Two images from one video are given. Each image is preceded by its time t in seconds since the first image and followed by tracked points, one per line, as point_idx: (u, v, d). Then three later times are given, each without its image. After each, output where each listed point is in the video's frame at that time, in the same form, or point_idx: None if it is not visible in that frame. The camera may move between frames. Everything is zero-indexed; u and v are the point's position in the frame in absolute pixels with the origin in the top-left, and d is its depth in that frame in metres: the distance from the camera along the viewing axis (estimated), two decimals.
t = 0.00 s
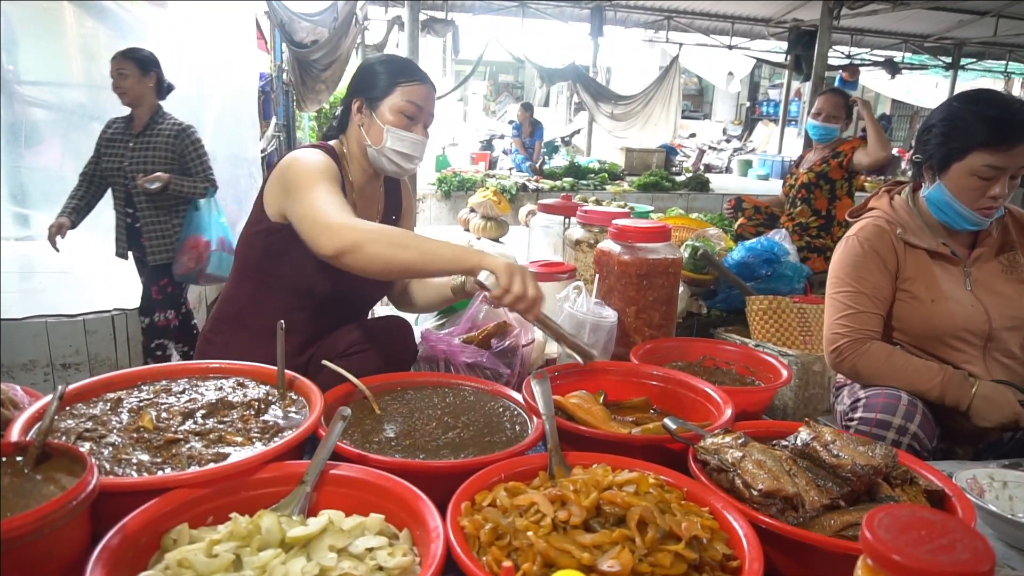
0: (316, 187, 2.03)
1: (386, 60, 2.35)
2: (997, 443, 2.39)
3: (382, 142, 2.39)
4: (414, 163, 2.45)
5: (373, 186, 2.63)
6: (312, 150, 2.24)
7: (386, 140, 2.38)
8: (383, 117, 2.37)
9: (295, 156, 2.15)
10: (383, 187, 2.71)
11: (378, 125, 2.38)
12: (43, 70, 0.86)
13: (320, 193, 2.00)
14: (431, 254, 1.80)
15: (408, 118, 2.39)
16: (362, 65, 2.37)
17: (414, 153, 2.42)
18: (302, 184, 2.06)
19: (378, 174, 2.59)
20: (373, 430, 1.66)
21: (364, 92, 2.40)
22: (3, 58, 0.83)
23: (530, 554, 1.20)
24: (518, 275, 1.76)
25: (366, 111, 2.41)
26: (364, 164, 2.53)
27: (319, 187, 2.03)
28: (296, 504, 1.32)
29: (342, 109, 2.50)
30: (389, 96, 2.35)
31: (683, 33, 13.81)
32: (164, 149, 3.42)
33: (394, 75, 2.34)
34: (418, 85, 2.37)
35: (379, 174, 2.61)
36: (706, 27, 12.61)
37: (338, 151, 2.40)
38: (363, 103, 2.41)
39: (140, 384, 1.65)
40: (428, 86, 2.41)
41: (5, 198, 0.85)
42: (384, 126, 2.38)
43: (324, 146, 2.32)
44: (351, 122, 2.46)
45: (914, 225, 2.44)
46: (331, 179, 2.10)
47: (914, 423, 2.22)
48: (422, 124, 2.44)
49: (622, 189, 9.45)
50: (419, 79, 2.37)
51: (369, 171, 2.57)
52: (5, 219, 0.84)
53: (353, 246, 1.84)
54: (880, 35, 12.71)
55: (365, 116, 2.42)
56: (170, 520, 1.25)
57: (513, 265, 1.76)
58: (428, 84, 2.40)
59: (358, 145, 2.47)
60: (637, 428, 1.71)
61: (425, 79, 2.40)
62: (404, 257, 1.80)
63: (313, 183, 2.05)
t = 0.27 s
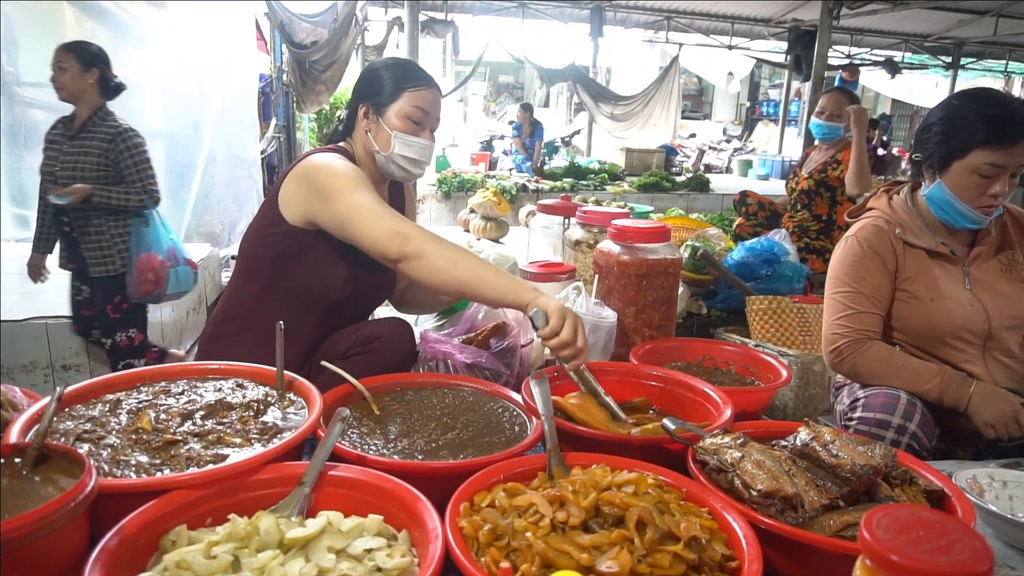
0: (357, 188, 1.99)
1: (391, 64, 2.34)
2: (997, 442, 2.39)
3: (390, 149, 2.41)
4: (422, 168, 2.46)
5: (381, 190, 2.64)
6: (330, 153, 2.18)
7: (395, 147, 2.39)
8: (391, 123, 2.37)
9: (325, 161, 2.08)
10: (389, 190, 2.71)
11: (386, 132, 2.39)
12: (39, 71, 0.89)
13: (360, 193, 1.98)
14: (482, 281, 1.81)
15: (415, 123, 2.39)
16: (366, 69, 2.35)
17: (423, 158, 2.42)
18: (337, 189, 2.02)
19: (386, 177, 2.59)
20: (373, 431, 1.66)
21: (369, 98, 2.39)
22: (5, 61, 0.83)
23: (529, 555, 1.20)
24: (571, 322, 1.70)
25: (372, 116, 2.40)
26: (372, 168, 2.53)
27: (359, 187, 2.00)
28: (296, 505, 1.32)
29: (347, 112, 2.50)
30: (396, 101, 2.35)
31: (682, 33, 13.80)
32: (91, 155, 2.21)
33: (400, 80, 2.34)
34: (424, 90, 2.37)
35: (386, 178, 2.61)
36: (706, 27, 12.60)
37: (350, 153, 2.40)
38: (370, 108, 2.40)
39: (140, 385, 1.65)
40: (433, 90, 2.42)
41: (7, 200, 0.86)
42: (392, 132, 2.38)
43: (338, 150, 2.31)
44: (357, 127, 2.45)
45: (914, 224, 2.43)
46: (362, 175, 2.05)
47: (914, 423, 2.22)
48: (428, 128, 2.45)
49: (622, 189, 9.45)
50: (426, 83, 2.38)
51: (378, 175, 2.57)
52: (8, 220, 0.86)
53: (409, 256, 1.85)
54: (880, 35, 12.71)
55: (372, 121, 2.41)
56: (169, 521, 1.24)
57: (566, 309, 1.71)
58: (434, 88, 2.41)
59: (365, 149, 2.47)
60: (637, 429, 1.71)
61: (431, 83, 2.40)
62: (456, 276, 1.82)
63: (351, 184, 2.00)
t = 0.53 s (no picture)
0: (335, 201, 1.98)
1: (392, 68, 2.33)
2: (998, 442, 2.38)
3: (385, 153, 2.40)
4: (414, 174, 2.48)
5: (375, 193, 2.64)
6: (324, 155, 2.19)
7: (389, 152, 2.39)
8: (387, 129, 2.37)
9: (312, 163, 2.10)
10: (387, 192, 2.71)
11: (381, 136, 2.39)
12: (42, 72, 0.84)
13: (338, 206, 1.97)
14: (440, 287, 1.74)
15: (412, 130, 2.39)
16: (368, 68, 2.35)
17: (416, 165, 2.45)
18: (318, 198, 2.02)
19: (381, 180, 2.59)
20: (373, 432, 1.66)
21: (367, 99, 2.39)
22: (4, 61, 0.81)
23: (529, 555, 1.19)
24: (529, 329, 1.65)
25: (369, 119, 2.41)
26: (367, 170, 2.54)
27: (339, 201, 1.99)
28: (295, 506, 1.32)
29: (346, 108, 2.49)
30: (394, 107, 2.35)
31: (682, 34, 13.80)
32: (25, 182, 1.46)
33: (399, 87, 2.33)
34: (423, 98, 2.36)
35: (382, 180, 2.61)
36: (706, 28, 12.60)
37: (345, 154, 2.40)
38: (367, 111, 2.40)
39: (139, 386, 1.64)
40: (434, 98, 2.40)
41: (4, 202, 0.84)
42: (387, 138, 2.38)
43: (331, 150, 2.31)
44: (355, 129, 2.46)
45: (914, 224, 2.43)
46: (344, 187, 2.04)
47: (915, 423, 2.21)
48: (424, 135, 2.45)
49: (622, 189, 9.46)
50: (426, 91, 2.36)
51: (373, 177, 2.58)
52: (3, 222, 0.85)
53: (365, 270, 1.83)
54: (880, 36, 12.71)
55: (369, 124, 2.41)
56: (168, 522, 1.24)
57: (525, 318, 1.65)
58: (434, 96, 2.39)
59: (359, 150, 2.47)
60: (636, 429, 1.71)
61: (432, 90, 2.39)
62: (416, 289, 1.76)
63: (331, 195, 2.00)
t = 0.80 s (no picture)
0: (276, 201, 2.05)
1: (386, 64, 2.31)
2: (999, 437, 2.39)
3: (375, 149, 2.41)
4: (403, 171, 2.49)
5: (366, 185, 2.64)
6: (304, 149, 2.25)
7: (379, 149, 2.40)
8: (378, 125, 2.37)
9: (280, 158, 2.18)
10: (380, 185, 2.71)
11: (373, 133, 2.39)
12: (42, 71, 0.82)
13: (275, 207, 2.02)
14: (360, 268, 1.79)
15: (403, 127, 2.39)
16: (362, 61, 2.33)
17: (406, 162, 2.45)
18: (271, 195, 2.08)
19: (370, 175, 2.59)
20: (373, 428, 1.66)
21: (361, 92, 2.38)
22: (2, 59, 0.79)
23: (529, 551, 1.19)
24: (452, 281, 1.74)
25: (361, 113, 2.40)
26: (356, 164, 2.53)
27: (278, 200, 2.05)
28: (296, 501, 1.32)
29: (338, 100, 2.48)
30: (387, 104, 2.34)
31: (683, 29, 13.76)
32: None
33: (393, 84, 2.31)
34: (416, 96, 2.34)
35: (372, 175, 2.61)
36: (707, 22, 12.55)
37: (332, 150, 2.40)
38: (360, 105, 2.39)
39: (140, 382, 1.64)
40: (428, 95, 2.38)
41: (6, 200, 0.84)
42: (378, 134, 2.39)
43: (315, 145, 2.31)
44: (346, 122, 2.45)
45: (915, 218, 2.42)
46: (301, 191, 2.07)
47: (916, 418, 2.21)
48: (416, 132, 2.44)
49: (624, 185, 9.45)
50: (420, 89, 2.34)
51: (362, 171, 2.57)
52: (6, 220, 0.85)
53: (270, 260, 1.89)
54: (882, 30, 12.67)
55: (361, 118, 2.41)
56: (169, 519, 1.24)
57: (446, 277, 1.72)
58: (428, 94, 2.37)
59: (350, 144, 2.47)
60: (637, 425, 1.71)
61: (426, 88, 2.36)
62: (331, 274, 1.82)
63: (278, 193, 2.07)
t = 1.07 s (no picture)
0: (264, 192, 2.05)
1: (377, 56, 2.31)
2: (1001, 432, 2.38)
3: (366, 142, 2.39)
4: (395, 164, 2.46)
5: (359, 180, 2.62)
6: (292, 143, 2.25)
7: (370, 141, 2.38)
8: (369, 117, 2.36)
9: (270, 151, 2.18)
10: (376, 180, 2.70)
11: (363, 125, 2.38)
12: (42, 69, 0.82)
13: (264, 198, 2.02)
14: (358, 266, 1.84)
15: (394, 119, 2.37)
16: (353, 54, 2.34)
17: (398, 154, 2.43)
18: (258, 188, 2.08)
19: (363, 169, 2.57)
20: (374, 424, 1.65)
21: (352, 85, 2.39)
22: (2, 56, 0.79)
23: (529, 547, 1.19)
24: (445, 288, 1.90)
25: (352, 106, 2.40)
26: (348, 159, 2.52)
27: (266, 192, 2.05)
28: (297, 498, 1.32)
29: (331, 96, 2.49)
30: (377, 96, 2.33)
31: (684, 24, 13.71)
32: None
33: (383, 75, 2.31)
34: (406, 87, 2.34)
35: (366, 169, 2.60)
36: (707, 17, 12.51)
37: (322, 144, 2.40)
38: (351, 98, 2.40)
39: (141, 379, 1.64)
40: (418, 87, 2.37)
41: (7, 195, 0.83)
42: (368, 127, 2.37)
43: (304, 140, 2.32)
44: (338, 116, 2.46)
45: (915, 212, 2.42)
46: (288, 183, 2.08)
47: (917, 413, 2.21)
48: (408, 124, 2.43)
49: (624, 181, 9.44)
50: (410, 80, 2.34)
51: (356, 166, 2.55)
52: (8, 217, 0.83)
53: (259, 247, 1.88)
54: (883, 25, 12.62)
55: (352, 111, 2.41)
56: (169, 515, 1.24)
57: (440, 282, 1.89)
58: (418, 86, 2.37)
59: (342, 138, 2.47)
60: (638, 421, 1.71)
61: (417, 80, 2.36)
62: (326, 268, 1.84)
63: (264, 185, 2.07)
